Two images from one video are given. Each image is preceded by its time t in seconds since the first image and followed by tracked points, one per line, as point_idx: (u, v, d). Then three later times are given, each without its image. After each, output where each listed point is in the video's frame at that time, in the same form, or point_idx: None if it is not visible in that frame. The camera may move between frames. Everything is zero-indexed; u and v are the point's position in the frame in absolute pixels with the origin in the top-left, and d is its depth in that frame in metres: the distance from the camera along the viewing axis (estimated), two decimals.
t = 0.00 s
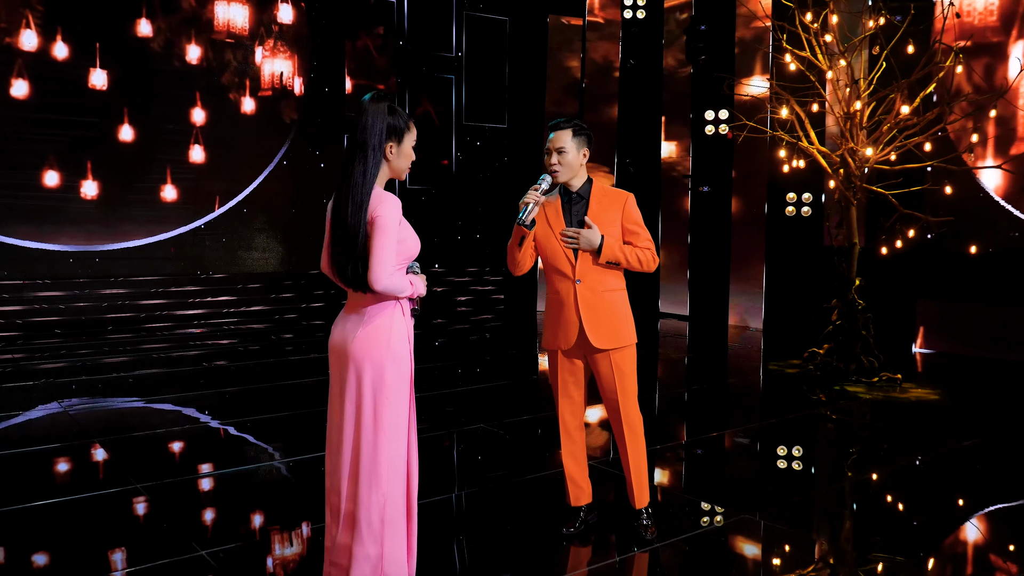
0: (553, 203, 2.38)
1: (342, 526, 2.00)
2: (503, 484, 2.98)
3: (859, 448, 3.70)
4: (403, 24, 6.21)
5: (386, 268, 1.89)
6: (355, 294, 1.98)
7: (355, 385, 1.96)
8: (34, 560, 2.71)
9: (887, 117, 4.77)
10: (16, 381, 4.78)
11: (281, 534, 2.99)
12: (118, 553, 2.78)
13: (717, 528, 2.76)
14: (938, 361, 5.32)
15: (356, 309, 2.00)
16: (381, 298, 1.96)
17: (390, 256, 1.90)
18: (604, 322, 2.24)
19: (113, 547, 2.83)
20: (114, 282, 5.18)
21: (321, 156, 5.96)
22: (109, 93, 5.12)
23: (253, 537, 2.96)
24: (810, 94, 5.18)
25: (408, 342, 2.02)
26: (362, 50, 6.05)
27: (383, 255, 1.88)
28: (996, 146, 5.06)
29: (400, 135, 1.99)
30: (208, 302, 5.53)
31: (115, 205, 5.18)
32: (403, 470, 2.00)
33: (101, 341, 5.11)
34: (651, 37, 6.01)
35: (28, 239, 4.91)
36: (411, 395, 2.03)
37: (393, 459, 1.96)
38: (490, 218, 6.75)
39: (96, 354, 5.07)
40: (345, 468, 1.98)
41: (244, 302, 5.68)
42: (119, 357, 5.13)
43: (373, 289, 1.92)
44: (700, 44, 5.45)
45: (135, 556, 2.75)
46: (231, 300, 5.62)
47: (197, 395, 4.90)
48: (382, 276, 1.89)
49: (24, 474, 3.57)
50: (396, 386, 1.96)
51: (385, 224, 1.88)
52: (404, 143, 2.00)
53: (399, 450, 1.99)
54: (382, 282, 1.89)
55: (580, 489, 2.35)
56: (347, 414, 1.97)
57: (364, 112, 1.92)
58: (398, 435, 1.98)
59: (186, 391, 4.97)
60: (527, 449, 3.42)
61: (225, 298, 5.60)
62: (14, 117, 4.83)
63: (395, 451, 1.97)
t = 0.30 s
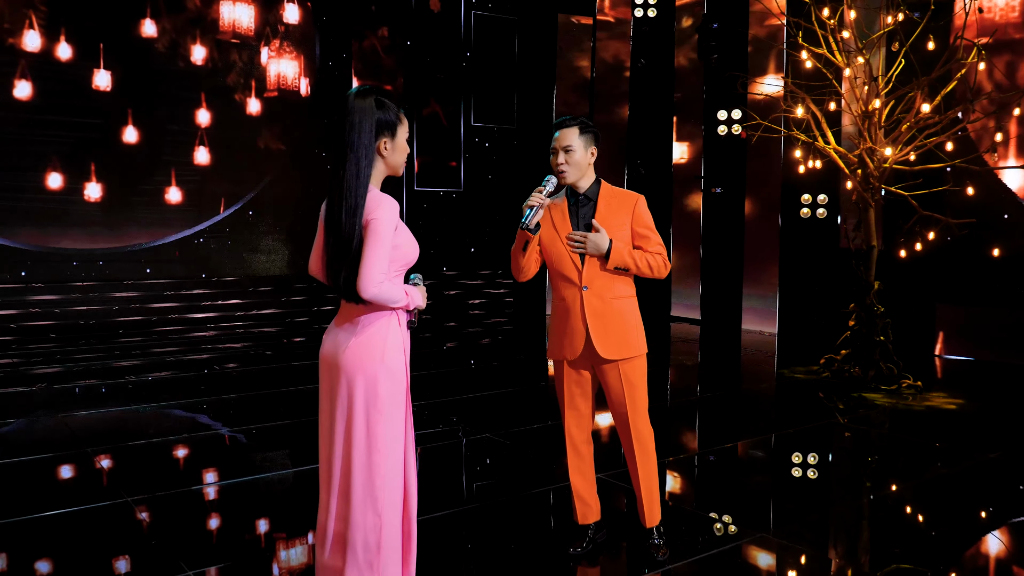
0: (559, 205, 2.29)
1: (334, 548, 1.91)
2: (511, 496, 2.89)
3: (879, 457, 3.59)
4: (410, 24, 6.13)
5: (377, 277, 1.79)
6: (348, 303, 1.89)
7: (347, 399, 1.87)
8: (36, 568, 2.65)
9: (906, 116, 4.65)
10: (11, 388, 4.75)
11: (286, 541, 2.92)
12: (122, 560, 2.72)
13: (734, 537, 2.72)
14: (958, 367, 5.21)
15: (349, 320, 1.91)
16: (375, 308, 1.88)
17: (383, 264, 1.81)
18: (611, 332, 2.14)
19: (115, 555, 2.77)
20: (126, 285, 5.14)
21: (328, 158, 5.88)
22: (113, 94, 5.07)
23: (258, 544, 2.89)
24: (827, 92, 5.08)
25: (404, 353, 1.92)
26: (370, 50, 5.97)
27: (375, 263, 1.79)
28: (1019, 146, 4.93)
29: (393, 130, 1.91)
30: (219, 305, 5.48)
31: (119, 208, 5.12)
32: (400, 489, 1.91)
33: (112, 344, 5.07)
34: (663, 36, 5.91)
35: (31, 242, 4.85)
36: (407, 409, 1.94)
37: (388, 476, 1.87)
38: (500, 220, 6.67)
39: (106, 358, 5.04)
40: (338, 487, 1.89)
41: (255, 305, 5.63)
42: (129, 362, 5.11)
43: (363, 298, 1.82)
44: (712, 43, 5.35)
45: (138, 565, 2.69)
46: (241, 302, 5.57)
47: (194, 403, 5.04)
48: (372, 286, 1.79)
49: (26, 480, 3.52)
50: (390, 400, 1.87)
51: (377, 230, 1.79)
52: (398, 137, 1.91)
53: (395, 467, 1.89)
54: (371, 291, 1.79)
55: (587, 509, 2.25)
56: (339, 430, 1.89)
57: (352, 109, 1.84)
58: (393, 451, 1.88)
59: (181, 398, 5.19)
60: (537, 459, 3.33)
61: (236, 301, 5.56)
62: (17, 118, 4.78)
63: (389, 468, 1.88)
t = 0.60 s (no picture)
0: (565, 208, 2.20)
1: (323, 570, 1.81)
2: (517, 511, 2.80)
3: (898, 468, 3.48)
4: (420, 26, 6.07)
5: (362, 286, 1.69)
6: (334, 313, 1.80)
7: (334, 413, 1.78)
8: None
9: (927, 116, 4.52)
10: (7, 393, 4.66)
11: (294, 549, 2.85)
12: (126, 568, 2.65)
13: (749, 551, 2.63)
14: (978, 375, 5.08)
15: (337, 330, 1.82)
16: (364, 317, 1.79)
17: (370, 271, 1.71)
18: (620, 342, 2.05)
19: (120, 562, 2.70)
20: (139, 289, 5.12)
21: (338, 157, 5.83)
22: (119, 96, 5.02)
23: (265, 551, 2.82)
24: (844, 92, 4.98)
25: (394, 365, 1.83)
26: (378, 51, 5.91)
27: (361, 270, 1.69)
28: None
29: (379, 125, 1.82)
30: (231, 309, 5.47)
31: (125, 211, 5.07)
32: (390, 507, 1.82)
33: (124, 348, 5.06)
34: (676, 36, 5.82)
35: (37, 246, 4.81)
36: (398, 424, 1.85)
37: (377, 495, 1.78)
38: (510, 224, 6.59)
39: (119, 362, 5.02)
40: (326, 505, 1.80)
41: (266, 309, 5.62)
42: (143, 365, 5.10)
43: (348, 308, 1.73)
44: (726, 43, 5.25)
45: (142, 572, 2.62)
46: (253, 306, 5.56)
47: (196, 410, 4.81)
48: (356, 295, 1.69)
49: (30, 486, 3.46)
50: (378, 415, 1.78)
51: (364, 234, 1.70)
52: (385, 131, 1.83)
53: (385, 483, 1.80)
54: (355, 301, 1.69)
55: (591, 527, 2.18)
56: (326, 446, 1.79)
57: (329, 110, 1.74)
58: (382, 468, 1.79)
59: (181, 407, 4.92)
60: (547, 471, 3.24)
61: (247, 305, 5.55)
62: (23, 120, 4.73)
63: (378, 486, 1.79)
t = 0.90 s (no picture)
0: (574, 211, 2.10)
1: None
2: (525, 525, 2.72)
3: (923, 479, 3.37)
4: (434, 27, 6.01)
5: (347, 292, 1.48)
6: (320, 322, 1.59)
7: (319, 428, 1.57)
8: None
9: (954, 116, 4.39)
10: (11, 396, 4.49)
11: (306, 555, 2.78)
12: None
13: (768, 567, 2.54)
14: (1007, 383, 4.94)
15: (324, 336, 1.62)
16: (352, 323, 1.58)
17: (356, 276, 1.50)
18: (629, 352, 1.94)
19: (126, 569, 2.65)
20: (160, 292, 5.12)
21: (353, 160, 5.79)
22: (132, 99, 5.00)
23: (277, 556, 2.76)
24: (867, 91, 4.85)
25: (385, 374, 1.62)
26: (392, 53, 5.86)
27: (345, 275, 1.48)
28: None
29: (365, 117, 1.61)
30: (251, 312, 5.46)
31: (137, 214, 5.04)
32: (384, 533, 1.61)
33: (145, 352, 5.04)
34: (694, 36, 5.73)
35: (51, 249, 4.80)
36: (392, 438, 1.63)
37: (367, 520, 1.57)
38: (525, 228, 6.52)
39: (140, 366, 4.98)
40: (314, 531, 1.60)
41: (286, 312, 5.59)
42: (164, 368, 5.07)
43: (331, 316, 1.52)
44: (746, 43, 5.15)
45: None
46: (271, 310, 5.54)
47: (209, 415, 4.60)
48: (339, 301, 1.48)
49: (41, 490, 3.43)
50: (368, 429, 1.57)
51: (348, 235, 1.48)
52: (373, 125, 1.61)
53: (378, 506, 1.59)
54: (337, 308, 1.48)
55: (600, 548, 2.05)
56: (310, 465, 1.59)
57: (305, 106, 1.53)
58: (373, 490, 1.58)
59: (192, 411, 4.64)
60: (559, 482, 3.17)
61: (266, 309, 5.53)
62: (36, 123, 4.72)
63: (370, 509, 1.58)
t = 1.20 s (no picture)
0: (583, 212, 2.02)
1: None
2: (537, 538, 2.65)
3: (953, 491, 3.25)
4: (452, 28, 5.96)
5: (327, 299, 1.42)
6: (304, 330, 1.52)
7: (302, 441, 1.51)
8: None
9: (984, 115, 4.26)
10: (22, 400, 4.54)
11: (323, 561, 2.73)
12: None
13: None
14: None
15: (312, 346, 1.56)
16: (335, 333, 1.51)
17: (336, 282, 1.43)
18: (641, 362, 1.86)
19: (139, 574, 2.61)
20: (184, 296, 5.13)
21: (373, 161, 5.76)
22: (150, 102, 4.99)
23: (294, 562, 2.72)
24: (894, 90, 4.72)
25: (371, 383, 1.54)
26: (410, 55, 5.82)
27: (324, 282, 1.41)
28: None
29: (347, 113, 1.55)
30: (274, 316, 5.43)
31: (155, 218, 5.04)
32: (371, 553, 1.52)
33: (169, 355, 5.07)
34: (716, 36, 5.63)
35: (69, 252, 4.80)
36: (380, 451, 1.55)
37: (353, 537, 1.48)
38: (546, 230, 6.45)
39: (163, 368, 5.03)
40: (301, 548, 1.53)
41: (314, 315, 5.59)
42: (188, 371, 5.11)
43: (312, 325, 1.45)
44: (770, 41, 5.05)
45: None
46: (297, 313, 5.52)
47: (225, 420, 4.54)
48: (318, 310, 1.41)
49: (61, 494, 3.41)
50: (352, 441, 1.49)
51: (326, 239, 1.41)
52: (358, 122, 1.55)
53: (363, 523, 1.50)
54: (316, 316, 1.41)
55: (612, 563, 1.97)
56: (295, 480, 1.52)
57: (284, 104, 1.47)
58: (359, 505, 1.50)
59: (205, 417, 4.56)
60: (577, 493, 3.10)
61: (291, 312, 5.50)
62: (54, 127, 4.73)
63: (356, 527, 1.49)
